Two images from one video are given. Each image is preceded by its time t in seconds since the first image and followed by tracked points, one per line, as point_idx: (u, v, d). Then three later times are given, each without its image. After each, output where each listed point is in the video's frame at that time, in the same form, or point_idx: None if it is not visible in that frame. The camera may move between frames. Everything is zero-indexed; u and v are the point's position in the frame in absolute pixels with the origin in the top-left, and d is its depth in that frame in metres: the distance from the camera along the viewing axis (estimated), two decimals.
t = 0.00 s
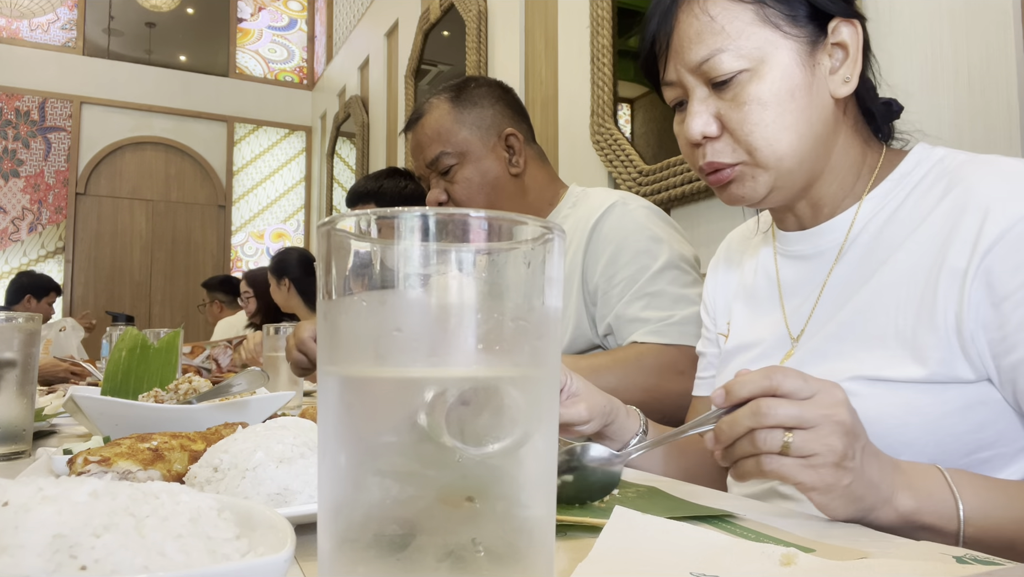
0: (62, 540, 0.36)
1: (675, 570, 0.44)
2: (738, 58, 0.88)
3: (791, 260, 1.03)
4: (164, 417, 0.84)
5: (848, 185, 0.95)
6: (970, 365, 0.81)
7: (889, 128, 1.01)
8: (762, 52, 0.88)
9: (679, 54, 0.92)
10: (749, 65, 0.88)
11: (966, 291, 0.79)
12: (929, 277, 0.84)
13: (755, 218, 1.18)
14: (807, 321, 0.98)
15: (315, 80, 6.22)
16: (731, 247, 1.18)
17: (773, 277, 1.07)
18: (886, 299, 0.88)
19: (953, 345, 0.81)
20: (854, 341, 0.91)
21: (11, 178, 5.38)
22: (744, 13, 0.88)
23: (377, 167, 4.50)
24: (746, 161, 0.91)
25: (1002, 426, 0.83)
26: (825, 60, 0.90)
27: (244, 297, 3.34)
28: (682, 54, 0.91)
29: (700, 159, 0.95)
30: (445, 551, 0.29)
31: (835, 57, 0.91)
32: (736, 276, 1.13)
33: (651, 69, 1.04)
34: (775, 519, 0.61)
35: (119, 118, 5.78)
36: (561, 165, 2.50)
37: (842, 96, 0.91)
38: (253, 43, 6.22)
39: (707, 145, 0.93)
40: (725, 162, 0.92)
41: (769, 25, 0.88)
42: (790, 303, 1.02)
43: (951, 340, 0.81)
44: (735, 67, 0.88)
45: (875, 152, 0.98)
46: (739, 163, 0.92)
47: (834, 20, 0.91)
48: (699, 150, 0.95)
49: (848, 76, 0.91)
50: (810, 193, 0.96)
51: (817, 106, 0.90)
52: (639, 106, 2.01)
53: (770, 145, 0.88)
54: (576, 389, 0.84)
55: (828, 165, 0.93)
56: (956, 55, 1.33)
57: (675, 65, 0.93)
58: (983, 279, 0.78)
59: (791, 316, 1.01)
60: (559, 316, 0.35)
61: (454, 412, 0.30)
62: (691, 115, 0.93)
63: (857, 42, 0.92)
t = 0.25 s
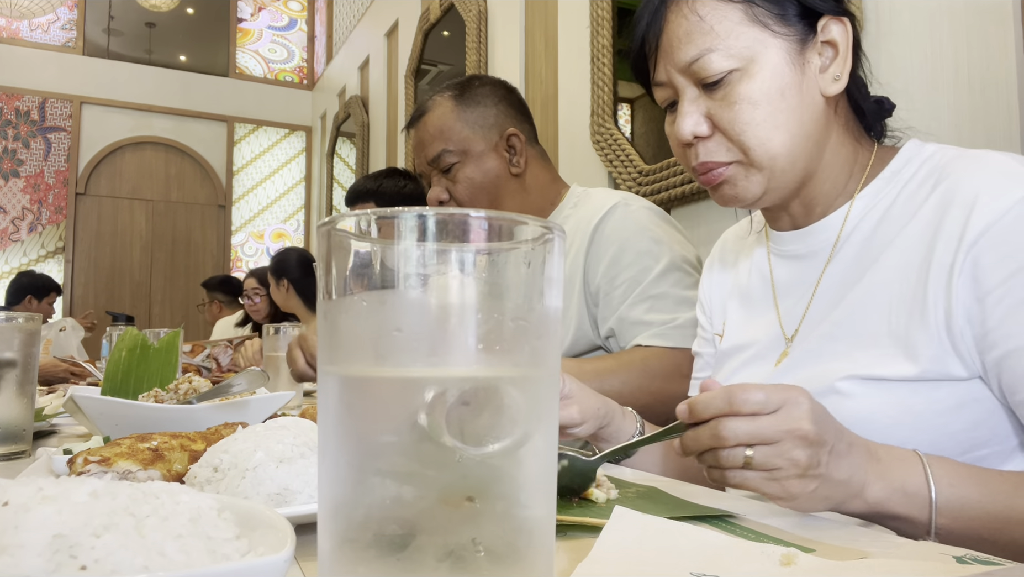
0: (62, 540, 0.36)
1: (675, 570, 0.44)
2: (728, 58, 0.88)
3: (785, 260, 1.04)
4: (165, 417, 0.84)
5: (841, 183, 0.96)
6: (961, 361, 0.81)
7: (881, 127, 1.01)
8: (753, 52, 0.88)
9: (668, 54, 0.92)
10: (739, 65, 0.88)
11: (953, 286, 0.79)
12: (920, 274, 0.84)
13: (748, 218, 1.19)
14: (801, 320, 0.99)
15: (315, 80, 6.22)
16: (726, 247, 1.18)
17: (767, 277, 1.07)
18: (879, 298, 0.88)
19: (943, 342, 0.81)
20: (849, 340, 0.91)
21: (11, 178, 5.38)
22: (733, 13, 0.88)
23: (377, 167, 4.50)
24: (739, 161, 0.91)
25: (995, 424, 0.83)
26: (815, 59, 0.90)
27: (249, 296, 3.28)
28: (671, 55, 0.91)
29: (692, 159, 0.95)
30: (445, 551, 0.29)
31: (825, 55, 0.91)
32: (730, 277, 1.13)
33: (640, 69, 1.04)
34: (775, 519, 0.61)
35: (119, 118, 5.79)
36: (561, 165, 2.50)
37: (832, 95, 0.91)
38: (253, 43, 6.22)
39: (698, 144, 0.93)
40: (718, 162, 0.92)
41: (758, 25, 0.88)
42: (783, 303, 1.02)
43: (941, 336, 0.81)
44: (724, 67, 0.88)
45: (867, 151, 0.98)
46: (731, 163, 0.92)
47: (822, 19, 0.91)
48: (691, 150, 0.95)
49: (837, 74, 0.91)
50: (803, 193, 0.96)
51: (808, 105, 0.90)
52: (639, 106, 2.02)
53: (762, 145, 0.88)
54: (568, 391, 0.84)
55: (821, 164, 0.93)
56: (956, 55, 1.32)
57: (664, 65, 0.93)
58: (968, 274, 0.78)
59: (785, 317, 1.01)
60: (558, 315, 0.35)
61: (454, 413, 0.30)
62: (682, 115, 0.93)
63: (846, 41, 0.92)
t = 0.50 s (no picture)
0: (63, 540, 0.36)
1: (675, 570, 0.44)
2: (722, 58, 0.88)
3: (780, 260, 1.04)
4: (165, 417, 0.84)
5: (836, 183, 0.95)
6: (955, 360, 0.81)
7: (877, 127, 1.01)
8: (747, 52, 0.88)
9: (663, 55, 0.92)
10: (733, 66, 0.88)
11: (943, 284, 0.79)
12: (914, 273, 0.84)
13: (745, 219, 1.18)
14: (795, 321, 0.99)
15: (315, 80, 6.22)
16: (722, 247, 1.18)
17: (763, 277, 1.07)
18: (874, 298, 0.88)
19: (935, 340, 0.81)
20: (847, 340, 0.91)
21: (11, 178, 5.39)
22: (728, 13, 0.88)
23: (377, 167, 4.50)
24: (732, 162, 0.91)
25: (991, 424, 0.83)
26: (809, 59, 0.90)
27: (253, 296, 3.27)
28: (665, 56, 0.91)
29: (686, 161, 0.95)
30: (446, 551, 0.29)
31: (819, 55, 0.91)
32: (726, 278, 1.13)
33: (635, 69, 1.04)
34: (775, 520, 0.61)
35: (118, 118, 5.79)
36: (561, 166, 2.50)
37: (826, 95, 0.91)
38: (253, 43, 6.22)
39: (693, 146, 0.93)
40: (712, 163, 0.92)
41: (753, 25, 0.88)
42: (779, 303, 1.03)
43: (934, 334, 0.81)
44: (719, 68, 0.88)
45: (861, 150, 0.98)
46: (725, 164, 0.92)
47: (817, 19, 0.91)
48: (685, 151, 0.95)
49: (832, 75, 0.91)
50: (798, 194, 0.96)
51: (803, 105, 0.90)
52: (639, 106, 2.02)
53: (756, 147, 0.89)
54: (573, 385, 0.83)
55: (816, 165, 0.93)
56: (956, 55, 1.32)
57: (658, 66, 0.93)
58: (959, 271, 0.78)
59: (780, 317, 1.01)
60: (558, 314, 0.35)
61: (454, 413, 0.30)
62: (676, 117, 0.93)
63: (841, 41, 0.92)
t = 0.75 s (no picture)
0: (62, 540, 0.36)
1: (674, 570, 0.44)
2: (726, 60, 0.88)
3: (782, 261, 1.04)
4: (165, 417, 0.84)
5: (839, 184, 0.96)
6: (965, 363, 0.81)
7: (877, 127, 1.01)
8: (750, 54, 0.88)
9: (664, 58, 0.92)
10: (737, 68, 0.88)
11: (959, 287, 0.79)
12: (920, 275, 0.84)
13: (743, 219, 1.18)
14: (799, 321, 0.98)
15: (315, 80, 6.22)
16: (722, 249, 1.18)
17: (764, 277, 1.07)
18: (876, 299, 0.88)
19: (946, 343, 0.81)
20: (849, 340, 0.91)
21: (11, 178, 5.38)
22: (730, 15, 0.88)
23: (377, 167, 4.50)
24: (737, 163, 0.91)
25: (997, 424, 0.83)
26: (812, 59, 0.90)
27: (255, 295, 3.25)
28: (667, 59, 0.91)
29: (690, 163, 0.95)
30: (445, 551, 0.29)
31: (822, 55, 0.91)
32: (728, 280, 1.13)
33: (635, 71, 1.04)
34: (776, 520, 0.61)
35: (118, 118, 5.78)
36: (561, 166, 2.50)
37: (830, 95, 0.91)
38: (253, 43, 6.22)
39: (696, 149, 0.93)
40: (716, 165, 0.92)
41: (755, 26, 0.88)
42: (781, 304, 1.02)
43: (944, 337, 0.81)
44: (722, 70, 0.88)
45: (863, 150, 0.98)
46: (729, 166, 0.92)
47: (819, 19, 0.91)
48: (690, 154, 0.95)
49: (836, 75, 0.91)
50: (801, 195, 0.96)
51: (806, 106, 0.90)
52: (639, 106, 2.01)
53: (761, 148, 0.88)
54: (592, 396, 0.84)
55: (821, 165, 0.93)
56: (956, 55, 1.32)
57: (659, 69, 0.93)
58: (974, 275, 0.78)
59: (783, 318, 1.01)
60: (558, 314, 0.35)
61: (454, 413, 0.30)
62: (680, 119, 0.93)
63: (844, 41, 0.92)
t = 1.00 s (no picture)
0: (62, 540, 0.36)
1: (675, 570, 0.44)
2: (733, 59, 0.88)
3: (785, 261, 1.03)
4: (165, 417, 0.84)
5: (845, 183, 0.96)
6: (970, 364, 0.82)
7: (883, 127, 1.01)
8: (758, 53, 0.88)
9: (672, 56, 0.92)
10: (744, 66, 0.88)
11: (963, 289, 0.79)
12: (925, 275, 0.85)
13: (745, 217, 1.19)
14: (802, 321, 0.98)
15: (315, 80, 6.22)
16: (724, 249, 1.18)
17: (767, 277, 1.07)
18: (879, 300, 0.88)
19: (951, 344, 0.82)
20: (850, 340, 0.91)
21: (11, 178, 5.38)
22: (739, 13, 0.88)
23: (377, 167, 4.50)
24: (742, 161, 0.91)
25: (1002, 424, 0.83)
26: (820, 59, 0.90)
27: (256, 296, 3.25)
28: (675, 57, 0.91)
29: (696, 161, 0.95)
30: (446, 551, 0.29)
31: (829, 55, 0.91)
32: (731, 278, 1.13)
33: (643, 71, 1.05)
34: (776, 520, 0.61)
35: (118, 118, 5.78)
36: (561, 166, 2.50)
37: (837, 95, 0.91)
38: (253, 43, 6.22)
39: (702, 147, 0.93)
40: (721, 163, 0.92)
41: (763, 24, 0.88)
42: (785, 303, 1.02)
43: (950, 338, 0.82)
44: (730, 68, 0.88)
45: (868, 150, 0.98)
46: (735, 164, 0.92)
47: (827, 18, 0.91)
48: (696, 151, 0.95)
49: (842, 74, 0.91)
50: (806, 194, 0.96)
51: (814, 105, 0.90)
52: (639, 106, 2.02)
53: (768, 145, 0.88)
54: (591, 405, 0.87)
55: (827, 165, 0.93)
56: (957, 55, 1.32)
57: (666, 67, 0.93)
58: (982, 276, 0.78)
59: (786, 317, 1.01)
60: (559, 313, 0.35)
61: (454, 413, 0.30)
62: (687, 117, 0.93)
63: (850, 40, 0.92)
